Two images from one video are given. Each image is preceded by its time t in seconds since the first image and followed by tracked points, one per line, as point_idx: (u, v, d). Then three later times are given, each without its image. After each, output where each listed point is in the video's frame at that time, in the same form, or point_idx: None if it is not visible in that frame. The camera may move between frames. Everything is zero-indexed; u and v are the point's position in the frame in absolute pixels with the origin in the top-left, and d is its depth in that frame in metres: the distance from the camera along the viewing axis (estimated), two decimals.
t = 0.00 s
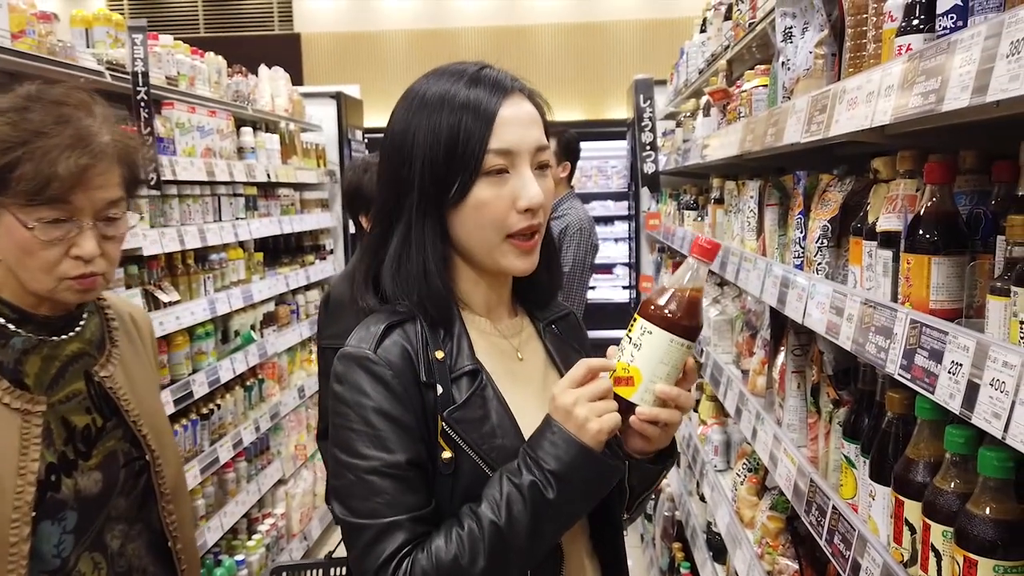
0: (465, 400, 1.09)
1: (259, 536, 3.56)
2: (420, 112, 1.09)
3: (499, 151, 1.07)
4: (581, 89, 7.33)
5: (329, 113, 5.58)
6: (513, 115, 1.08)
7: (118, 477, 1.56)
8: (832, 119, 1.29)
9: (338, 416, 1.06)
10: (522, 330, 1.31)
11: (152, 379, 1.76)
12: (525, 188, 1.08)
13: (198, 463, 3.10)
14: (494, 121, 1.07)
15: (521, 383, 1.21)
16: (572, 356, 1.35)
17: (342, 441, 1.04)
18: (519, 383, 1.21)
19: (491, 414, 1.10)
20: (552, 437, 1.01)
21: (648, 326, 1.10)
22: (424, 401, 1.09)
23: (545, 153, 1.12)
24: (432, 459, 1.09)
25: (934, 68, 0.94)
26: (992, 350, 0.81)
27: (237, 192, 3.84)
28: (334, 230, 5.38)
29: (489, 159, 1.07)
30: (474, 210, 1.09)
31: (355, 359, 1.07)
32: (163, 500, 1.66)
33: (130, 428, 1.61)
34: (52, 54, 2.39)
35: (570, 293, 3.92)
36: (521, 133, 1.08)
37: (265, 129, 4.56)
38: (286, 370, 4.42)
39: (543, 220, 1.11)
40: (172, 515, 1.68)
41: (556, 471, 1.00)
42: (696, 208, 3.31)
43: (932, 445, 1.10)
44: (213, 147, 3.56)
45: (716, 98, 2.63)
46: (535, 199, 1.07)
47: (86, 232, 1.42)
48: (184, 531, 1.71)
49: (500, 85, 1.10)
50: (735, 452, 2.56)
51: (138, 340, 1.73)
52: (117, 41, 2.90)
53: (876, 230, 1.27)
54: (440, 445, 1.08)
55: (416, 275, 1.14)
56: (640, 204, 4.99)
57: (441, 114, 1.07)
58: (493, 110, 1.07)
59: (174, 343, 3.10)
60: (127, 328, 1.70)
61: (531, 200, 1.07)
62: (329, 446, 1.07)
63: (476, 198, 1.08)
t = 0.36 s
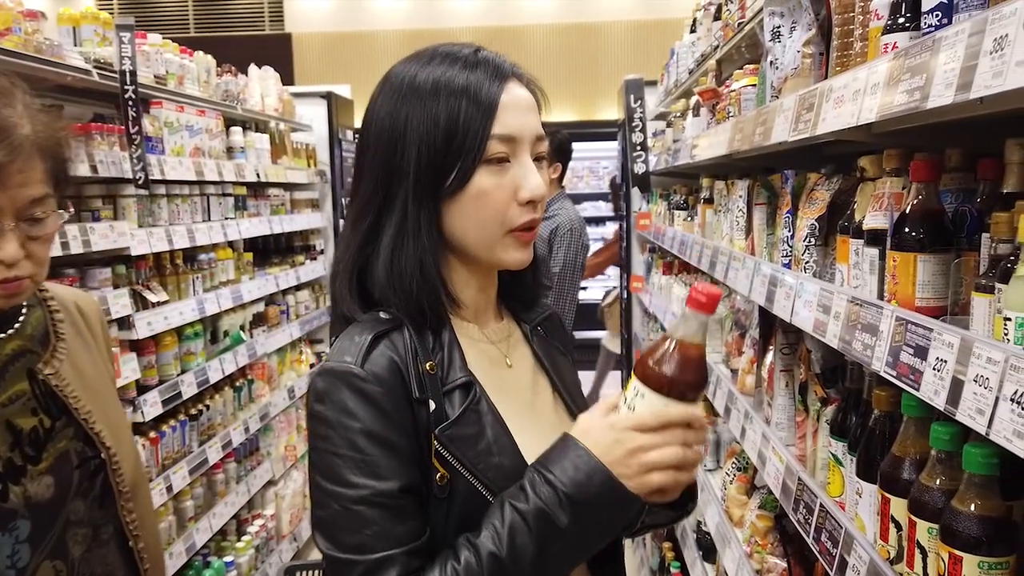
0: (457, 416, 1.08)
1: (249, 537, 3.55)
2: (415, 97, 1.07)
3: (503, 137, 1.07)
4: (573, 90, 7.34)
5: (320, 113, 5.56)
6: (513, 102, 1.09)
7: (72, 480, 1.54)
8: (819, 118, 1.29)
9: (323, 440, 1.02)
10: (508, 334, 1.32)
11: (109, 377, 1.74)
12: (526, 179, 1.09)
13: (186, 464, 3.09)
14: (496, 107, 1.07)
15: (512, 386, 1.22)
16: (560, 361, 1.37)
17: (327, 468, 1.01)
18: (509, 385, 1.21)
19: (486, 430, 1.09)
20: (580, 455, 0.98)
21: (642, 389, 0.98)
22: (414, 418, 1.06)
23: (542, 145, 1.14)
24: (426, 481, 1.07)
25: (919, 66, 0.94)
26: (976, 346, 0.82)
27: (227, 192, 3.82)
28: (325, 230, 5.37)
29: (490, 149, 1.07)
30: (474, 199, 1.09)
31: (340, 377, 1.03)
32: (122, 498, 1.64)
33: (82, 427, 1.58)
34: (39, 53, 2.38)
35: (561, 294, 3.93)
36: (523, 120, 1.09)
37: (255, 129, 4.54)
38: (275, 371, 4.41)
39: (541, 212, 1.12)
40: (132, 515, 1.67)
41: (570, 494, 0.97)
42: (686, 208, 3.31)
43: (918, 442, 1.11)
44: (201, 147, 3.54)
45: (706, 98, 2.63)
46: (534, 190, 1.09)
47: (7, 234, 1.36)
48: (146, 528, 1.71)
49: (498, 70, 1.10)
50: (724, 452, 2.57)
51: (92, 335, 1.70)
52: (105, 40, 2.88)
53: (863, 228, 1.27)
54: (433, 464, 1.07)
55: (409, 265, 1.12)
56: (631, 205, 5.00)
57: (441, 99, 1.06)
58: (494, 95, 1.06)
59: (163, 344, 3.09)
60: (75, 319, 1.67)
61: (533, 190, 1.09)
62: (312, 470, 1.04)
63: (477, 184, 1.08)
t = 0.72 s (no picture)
0: (432, 443, 0.93)
1: (221, 539, 3.52)
2: (391, 72, 0.93)
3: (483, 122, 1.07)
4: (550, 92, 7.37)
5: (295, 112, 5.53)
6: (493, 88, 0.98)
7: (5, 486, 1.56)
8: (784, 117, 1.31)
9: (276, 477, 0.85)
10: (467, 344, 1.21)
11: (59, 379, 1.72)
12: (502, 174, 0.99)
13: (157, 465, 3.06)
14: (481, 91, 0.96)
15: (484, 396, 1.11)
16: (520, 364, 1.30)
17: (282, 511, 0.84)
18: (485, 397, 1.11)
19: (464, 454, 0.95)
20: (596, 512, 0.85)
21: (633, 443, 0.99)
22: (383, 449, 0.90)
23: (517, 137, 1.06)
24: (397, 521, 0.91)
25: (877, 65, 0.96)
26: (929, 337, 0.84)
27: (200, 190, 3.79)
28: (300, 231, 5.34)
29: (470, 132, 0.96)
30: (449, 190, 0.97)
31: (298, 403, 0.86)
32: (64, 505, 1.64)
33: (20, 432, 1.57)
34: (7, 48, 2.34)
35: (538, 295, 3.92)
36: (503, 111, 0.99)
37: (229, 128, 4.51)
38: (249, 371, 4.37)
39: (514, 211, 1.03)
40: (75, 520, 1.67)
41: (586, 559, 0.82)
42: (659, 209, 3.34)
43: (878, 434, 1.13)
44: (174, 145, 3.51)
45: (679, 100, 2.66)
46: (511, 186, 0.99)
47: None
48: (92, 534, 1.71)
49: (481, 50, 0.99)
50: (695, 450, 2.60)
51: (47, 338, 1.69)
52: (75, 36, 2.85)
53: (826, 226, 1.30)
54: (405, 499, 0.91)
55: (377, 265, 0.96)
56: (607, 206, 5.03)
57: (422, 77, 0.93)
58: (480, 78, 0.96)
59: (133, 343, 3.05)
60: (21, 317, 1.59)
61: (510, 186, 0.99)
62: (262, 512, 0.86)
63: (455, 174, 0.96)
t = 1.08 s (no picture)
0: (404, 470, 0.87)
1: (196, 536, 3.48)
2: (370, 67, 0.83)
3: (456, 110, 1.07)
4: (527, 90, 7.38)
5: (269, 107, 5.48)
6: (471, 95, 0.92)
7: None
8: (753, 108, 1.33)
9: (228, 518, 0.75)
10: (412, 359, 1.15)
11: (9, 372, 1.67)
12: (468, 193, 0.94)
13: (129, 460, 3.02)
14: (464, 97, 0.89)
15: (443, 423, 1.06)
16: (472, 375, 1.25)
17: (239, 555, 0.74)
18: (446, 426, 1.06)
19: (437, 478, 0.90)
20: (587, 540, 0.85)
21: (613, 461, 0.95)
22: (349, 477, 0.83)
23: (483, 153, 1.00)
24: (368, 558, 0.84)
25: (842, 53, 0.98)
26: (892, 320, 0.85)
27: (172, 184, 3.74)
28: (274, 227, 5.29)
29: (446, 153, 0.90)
30: (417, 209, 0.89)
31: (254, 431, 0.77)
32: (12, 502, 1.61)
33: None
34: None
35: (516, 292, 3.91)
36: (479, 122, 0.93)
37: (202, 122, 4.45)
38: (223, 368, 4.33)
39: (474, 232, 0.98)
40: (24, 516, 1.64)
41: None
42: (634, 204, 3.36)
43: (843, 419, 1.15)
44: (146, 138, 3.46)
45: (652, 95, 2.68)
46: (475, 210, 0.94)
47: None
48: (42, 532, 1.68)
49: (463, 50, 0.91)
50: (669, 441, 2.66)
51: None
52: (44, 26, 2.74)
53: (794, 215, 1.31)
54: (374, 535, 0.85)
55: (348, 284, 0.85)
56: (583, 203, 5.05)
57: (406, 75, 0.84)
58: (464, 82, 0.89)
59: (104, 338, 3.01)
60: None
61: (475, 209, 0.94)
62: (205, 556, 0.75)
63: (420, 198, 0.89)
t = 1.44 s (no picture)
0: (383, 486, 0.86)
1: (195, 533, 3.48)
2: (355, 51, 0.81)
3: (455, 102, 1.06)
4: (525, 86, 7.36)
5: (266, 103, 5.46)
6: (456, 75, 0.90)
7: None
8: (751, 101, 1.32)
9: (196, 559, 0.73)
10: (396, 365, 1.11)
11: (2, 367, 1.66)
12: (459, 178, 0.91)
13: (127, 457, 3.02)
14: (453, 78, 0.87)
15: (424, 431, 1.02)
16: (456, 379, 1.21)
17: None
18: (425, 433, 1.02)
19: (418, 492, 0.88)
20: (589, 564, 0.84)
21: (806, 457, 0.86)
22: (324, 498, 0.82)
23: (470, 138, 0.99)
24: None
25: (842, 44, 0.97)
26: (892, 312, 0.84)
27: (170, 180, 3.73)
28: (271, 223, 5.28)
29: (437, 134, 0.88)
30: (408, 198, 0.87)
31: (218, 460, 0.75)
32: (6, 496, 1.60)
33: None
34: None
35: (515, 287, 3.90)
36: (463, 103, 0.92)
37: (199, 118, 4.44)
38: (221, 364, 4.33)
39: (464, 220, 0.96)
40: (18, 511, 1.63)
41: None
42: (633, 200, 3.36)
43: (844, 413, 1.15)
44: (143, 134, 3.45)
45: (650, 90, 2.67)
46: (467, 196, 0.92)
47: None
48: (36, 526, 1.67)
49: (447, 27, 0.89)
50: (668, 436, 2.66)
51: None
52: (40, 19, 2.68)
53: (792, 209, 1.31)
54: (355, 559, 0.84)
55: (345, 274, 0.83)
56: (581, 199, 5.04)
57: (393, 57, 0.82)
58: (452, 62, 0.87)
59: (102, 335, 3.01)
60: None
61: (466, 195, 0.92)
62: None
63: (414, 183, 0.87)
